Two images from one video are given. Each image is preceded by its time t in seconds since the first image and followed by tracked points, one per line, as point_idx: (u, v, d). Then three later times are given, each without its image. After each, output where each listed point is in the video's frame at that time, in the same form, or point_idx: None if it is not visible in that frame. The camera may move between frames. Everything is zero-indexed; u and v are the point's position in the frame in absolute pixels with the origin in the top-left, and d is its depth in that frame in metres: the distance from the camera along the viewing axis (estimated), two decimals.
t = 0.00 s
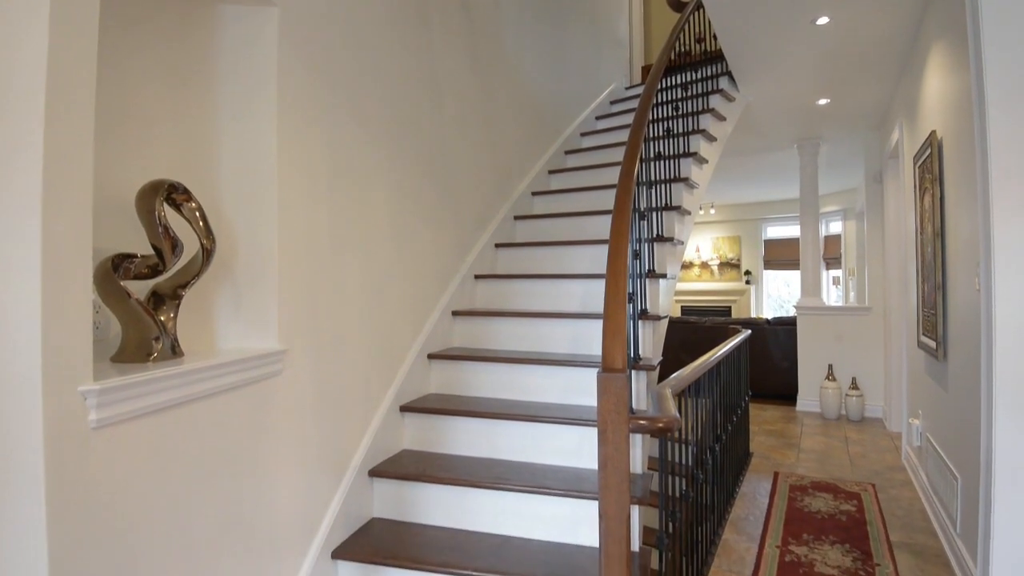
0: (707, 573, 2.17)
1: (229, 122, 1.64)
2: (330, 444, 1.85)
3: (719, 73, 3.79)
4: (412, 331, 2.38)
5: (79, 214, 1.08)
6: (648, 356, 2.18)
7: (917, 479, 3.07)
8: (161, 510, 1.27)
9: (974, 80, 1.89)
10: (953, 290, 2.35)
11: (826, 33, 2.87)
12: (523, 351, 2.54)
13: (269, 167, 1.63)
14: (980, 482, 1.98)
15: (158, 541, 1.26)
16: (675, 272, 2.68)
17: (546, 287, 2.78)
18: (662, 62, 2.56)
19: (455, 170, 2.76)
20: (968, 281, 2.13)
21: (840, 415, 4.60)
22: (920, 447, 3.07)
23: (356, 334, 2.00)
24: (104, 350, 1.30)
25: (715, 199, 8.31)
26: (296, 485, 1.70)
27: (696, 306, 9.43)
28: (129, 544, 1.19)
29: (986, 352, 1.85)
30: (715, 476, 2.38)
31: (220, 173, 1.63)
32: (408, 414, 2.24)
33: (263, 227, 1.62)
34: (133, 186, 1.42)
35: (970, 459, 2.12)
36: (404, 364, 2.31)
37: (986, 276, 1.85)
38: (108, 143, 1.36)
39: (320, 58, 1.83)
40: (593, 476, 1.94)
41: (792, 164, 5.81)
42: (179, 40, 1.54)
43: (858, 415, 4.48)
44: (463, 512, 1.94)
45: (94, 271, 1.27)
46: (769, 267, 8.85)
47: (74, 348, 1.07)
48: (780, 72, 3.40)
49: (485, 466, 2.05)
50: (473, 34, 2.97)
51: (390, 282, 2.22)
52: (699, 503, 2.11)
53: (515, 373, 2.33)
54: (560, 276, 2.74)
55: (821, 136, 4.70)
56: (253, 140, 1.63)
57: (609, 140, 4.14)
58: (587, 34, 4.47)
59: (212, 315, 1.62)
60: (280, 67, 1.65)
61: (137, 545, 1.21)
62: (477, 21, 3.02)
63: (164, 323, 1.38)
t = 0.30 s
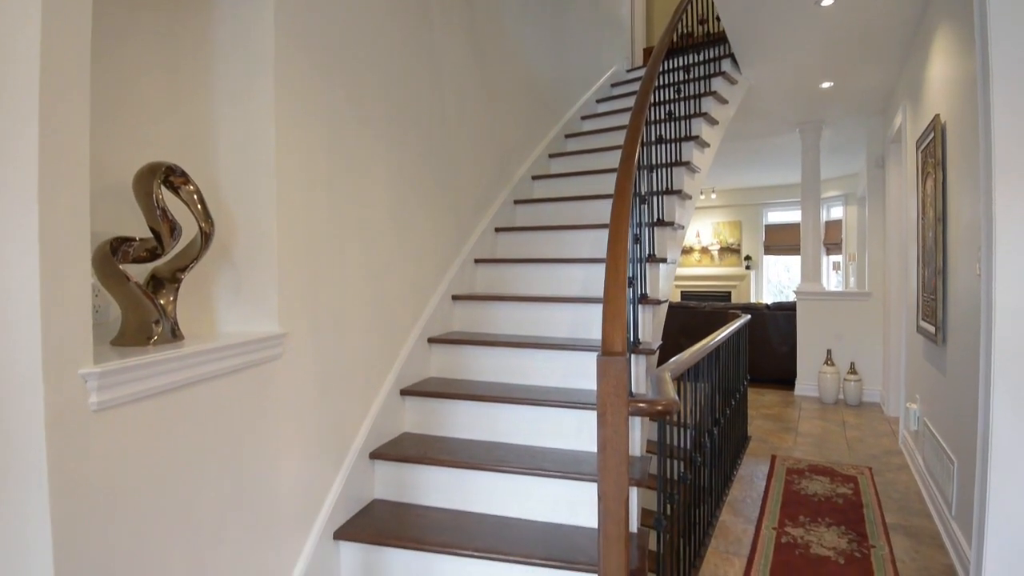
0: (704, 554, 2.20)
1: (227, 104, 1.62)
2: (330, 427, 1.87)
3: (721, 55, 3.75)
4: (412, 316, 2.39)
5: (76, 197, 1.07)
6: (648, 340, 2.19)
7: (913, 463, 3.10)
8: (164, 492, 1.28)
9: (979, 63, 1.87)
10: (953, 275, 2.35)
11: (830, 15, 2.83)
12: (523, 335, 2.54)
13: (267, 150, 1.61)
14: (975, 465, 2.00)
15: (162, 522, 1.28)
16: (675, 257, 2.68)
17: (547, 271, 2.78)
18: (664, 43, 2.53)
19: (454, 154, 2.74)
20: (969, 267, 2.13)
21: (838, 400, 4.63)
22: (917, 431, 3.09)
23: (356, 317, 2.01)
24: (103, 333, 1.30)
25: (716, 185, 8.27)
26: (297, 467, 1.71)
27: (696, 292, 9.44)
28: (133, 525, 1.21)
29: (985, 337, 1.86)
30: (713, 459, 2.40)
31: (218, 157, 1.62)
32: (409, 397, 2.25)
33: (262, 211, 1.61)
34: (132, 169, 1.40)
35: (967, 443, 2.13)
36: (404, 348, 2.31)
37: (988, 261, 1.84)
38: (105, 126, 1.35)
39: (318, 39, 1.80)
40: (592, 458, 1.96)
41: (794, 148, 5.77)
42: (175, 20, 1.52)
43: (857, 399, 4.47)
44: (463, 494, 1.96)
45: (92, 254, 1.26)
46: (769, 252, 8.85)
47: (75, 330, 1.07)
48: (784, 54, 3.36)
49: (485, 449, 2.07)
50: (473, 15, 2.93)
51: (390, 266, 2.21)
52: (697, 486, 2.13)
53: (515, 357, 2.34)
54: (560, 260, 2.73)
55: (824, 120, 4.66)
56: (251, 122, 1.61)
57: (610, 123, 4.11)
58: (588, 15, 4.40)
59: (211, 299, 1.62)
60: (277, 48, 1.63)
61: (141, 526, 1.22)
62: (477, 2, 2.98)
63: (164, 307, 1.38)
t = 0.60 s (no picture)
0: (701, 534, 2.23)
1: (223, 84, 1.60)
2: (331, 409, 1.87)
3: (724, 35, 3.69)
4: (412, 298, 2.39)
5: (72, 178, 1.06)
6: (647, 323, 2.19)
7: (910, 446, 3.12)
8: (167, 473, 1.29)
9: (986, 43, 1.84)
10: (954, 259, 2.34)
11: None
12: (523, 318, 2.55)
13: (264, 131, 1.59)
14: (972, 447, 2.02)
15: (166, 503, 1.29)
16: (675, 240, 2.67)
17: (547, 254, 2.78)
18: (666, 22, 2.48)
19: (454, 136, 2.71)
20: (970, 251, 2.12)
21: (836, 383, 4.65)
22: (914, 414, 3.11)
23: (357, 300, 2.01)
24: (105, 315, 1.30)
25: (718, 168, 8.22)
26: (299, 448, 1.73)
27: (696, 276, 9.44)
28: (138, 505, 1.22)
29: (984, 320, 1.86)
30: (711, 441, 2.42)
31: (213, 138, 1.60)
32: (409, 380, 2.26)
33: (259, 193, 1.60)
34: (128, 150, 1.39)
35: (964, 426, 2.15)
36: (404, 330, 2.32)
37: (989, 245, 1.83)
38: (100, 106, 1.33)
39: (314, 18, 1.77)
40: (591, 440, 1.97)
41: (796, 131, 5.72)
42: None
43: (854, 382, 4.50)
44: (463, 475, 1.98)
45: (91, 234, 1.26)
46: (770, 236, 8.83)
47: (73, 311, 1.07)
48: (788, 35, 3.31)
49: (486, 430, 2.08)
50: None
51: (389, 249, 2.20)
52: (695, 467, 2.15)
53: (515, 340, 2.34)
54: (560, 243, 2.73)
55: (827, 102, 4.62)
56: (247, 103, 1.59)
57: (611, 105, 4.07)
58: None
59: (210, 280, 1.62)
60: (273, 26, 1.60)
61: (146, 507, 1.23)
62: None
63: (163, 289, 1.37)
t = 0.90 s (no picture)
0: (699, 512, 2.26)
1: (220, 60, 1.57)
2: (332, 389, 1.88)
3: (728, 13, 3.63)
4: (412, 279, 2.38)
5: (68, 156, 1.05)
6: (647, 304, 2.19)
7: (907, 426, 3.14)
8: (170, 451, 1.30)
9: (994, 20, 1.81)
10: (956, 241, 2.33)
11: None
12: (523, 300, 2.55)
13: (261, 109, 1.57)
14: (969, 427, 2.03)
15: (169, 481, 1.30)
16: (676, 221, 2.65)
17: (547, 235, 2.77)
18: None
19: (453, 115, 2.68)
20: (972, 233, 2.11)
21: (834, 364, 4.68)
22: (912, 395, 3.13)
23: (357, 280, 2.00)
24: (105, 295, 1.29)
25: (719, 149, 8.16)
26: (300, 427, 1.74)
27: (696, 258, 9.43)
28: (141, 483, 1.23)
29: (984, 302, 1.86)
30: (709, 421, 2.44)
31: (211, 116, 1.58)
32: (409, 360, 2.27)
33: (258, 172, 1.58)
34: (125, 129, 1.37)
35: (961, 407, 2.16)
36: (404, 311, 2.32)
37: (991, 227, 1.83)
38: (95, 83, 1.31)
39: None
40: (590, 420, 1.98)
41: (799, 112, 5.66)
42: None
43: (852, 364, 4.54)
44: (463, 454, 2.00)
45: (88, 213, 1.25)
46: (770, 218, 8.80)
47: (73, 289, 1.07)
48: (794, 12, 3.25)
49: (486, 410, 2.10)
50: None
51: (389, 230, 2.19)
52: (693, 447, 2.17)
53: (515, 321, 2.35)
54: (560, 224, 2.72)
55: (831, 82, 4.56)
56: (244, 80, 1.57)
57: (612, 84, 4.02)
58: None
59: (210, 261, 1.61)
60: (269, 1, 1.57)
61: (149, 484, 1.25)
62: None
63: (162, 269, 1.37)
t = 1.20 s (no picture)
0: (696, 490, 2.29)
1: (215, 36, 1.54)
2: (332, 369, 1.89)
3: None
4: (412, 260, 2.38)
5: (63, 134, 1.04)
6: (647, 285, 2.19)
7: (904, 407, 3.17)
8: (172, 430, 1.31)
9: None
10: (957, 222, 2.32)
11: None
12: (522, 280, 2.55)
13: (258, 87, 1.55)
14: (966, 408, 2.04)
15: (171, 459, 1.31)
16: (677, 202, 2.64)
17: (547, 216, 2.75)
18: None
19: (453, 94, 2.65)
20: (974, 215, 2.10)
21: (833, 346, 4.70)
22: (909, 376, 3.15)
23: (357, 261, 2.00)
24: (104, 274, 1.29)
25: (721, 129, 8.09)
26: (301, 407, 1.75)
27: (696, 239, 9.42)
28: (143, 460, 1.24)
29: (984, 283, 1.86)
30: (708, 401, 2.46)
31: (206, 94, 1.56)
32: (409, 341, 2.27)
33: (255, 151, 1.57)
34: (121, 106, 1.35)
35: (958, 388, 2.18)
36: (404, 292, 2.32)
37: (993, 208, 1.82)
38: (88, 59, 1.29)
39: None
40: (590, 399, 2.00)
41: (803, 91, 5.60)
42: None
43: (851, 345, 4.56)
44: (464, 433, 2.02)
45: (85, 193, 1.24)
46: (772, 200, 8.76)
47: (70, 268, 1.06)
48: None
49: (486, 390, 2.11)
50: None
51: (388, 210, 2.18)
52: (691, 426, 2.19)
53: (514, 301, 2.35)
54: (560, 205, 2.70)
55: (836, 61, 4.50)
56: (240, 57, 1.54)
57: (614, 62, 3.96)
58: None
59: (209, 240, 1.60)
60: None
61: (151, 462, 1.26)
62: None
63: (160, 248, 1.36)
